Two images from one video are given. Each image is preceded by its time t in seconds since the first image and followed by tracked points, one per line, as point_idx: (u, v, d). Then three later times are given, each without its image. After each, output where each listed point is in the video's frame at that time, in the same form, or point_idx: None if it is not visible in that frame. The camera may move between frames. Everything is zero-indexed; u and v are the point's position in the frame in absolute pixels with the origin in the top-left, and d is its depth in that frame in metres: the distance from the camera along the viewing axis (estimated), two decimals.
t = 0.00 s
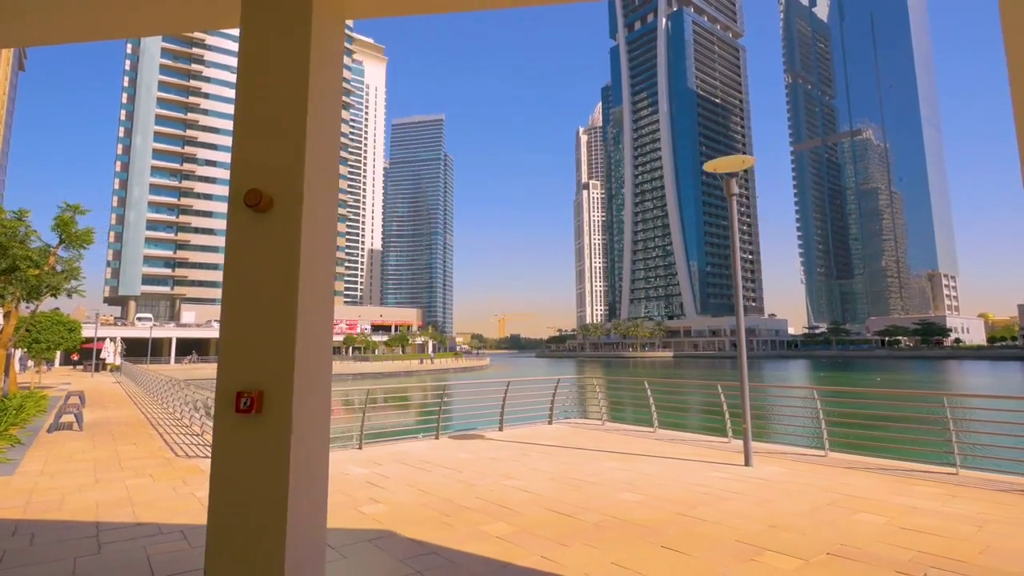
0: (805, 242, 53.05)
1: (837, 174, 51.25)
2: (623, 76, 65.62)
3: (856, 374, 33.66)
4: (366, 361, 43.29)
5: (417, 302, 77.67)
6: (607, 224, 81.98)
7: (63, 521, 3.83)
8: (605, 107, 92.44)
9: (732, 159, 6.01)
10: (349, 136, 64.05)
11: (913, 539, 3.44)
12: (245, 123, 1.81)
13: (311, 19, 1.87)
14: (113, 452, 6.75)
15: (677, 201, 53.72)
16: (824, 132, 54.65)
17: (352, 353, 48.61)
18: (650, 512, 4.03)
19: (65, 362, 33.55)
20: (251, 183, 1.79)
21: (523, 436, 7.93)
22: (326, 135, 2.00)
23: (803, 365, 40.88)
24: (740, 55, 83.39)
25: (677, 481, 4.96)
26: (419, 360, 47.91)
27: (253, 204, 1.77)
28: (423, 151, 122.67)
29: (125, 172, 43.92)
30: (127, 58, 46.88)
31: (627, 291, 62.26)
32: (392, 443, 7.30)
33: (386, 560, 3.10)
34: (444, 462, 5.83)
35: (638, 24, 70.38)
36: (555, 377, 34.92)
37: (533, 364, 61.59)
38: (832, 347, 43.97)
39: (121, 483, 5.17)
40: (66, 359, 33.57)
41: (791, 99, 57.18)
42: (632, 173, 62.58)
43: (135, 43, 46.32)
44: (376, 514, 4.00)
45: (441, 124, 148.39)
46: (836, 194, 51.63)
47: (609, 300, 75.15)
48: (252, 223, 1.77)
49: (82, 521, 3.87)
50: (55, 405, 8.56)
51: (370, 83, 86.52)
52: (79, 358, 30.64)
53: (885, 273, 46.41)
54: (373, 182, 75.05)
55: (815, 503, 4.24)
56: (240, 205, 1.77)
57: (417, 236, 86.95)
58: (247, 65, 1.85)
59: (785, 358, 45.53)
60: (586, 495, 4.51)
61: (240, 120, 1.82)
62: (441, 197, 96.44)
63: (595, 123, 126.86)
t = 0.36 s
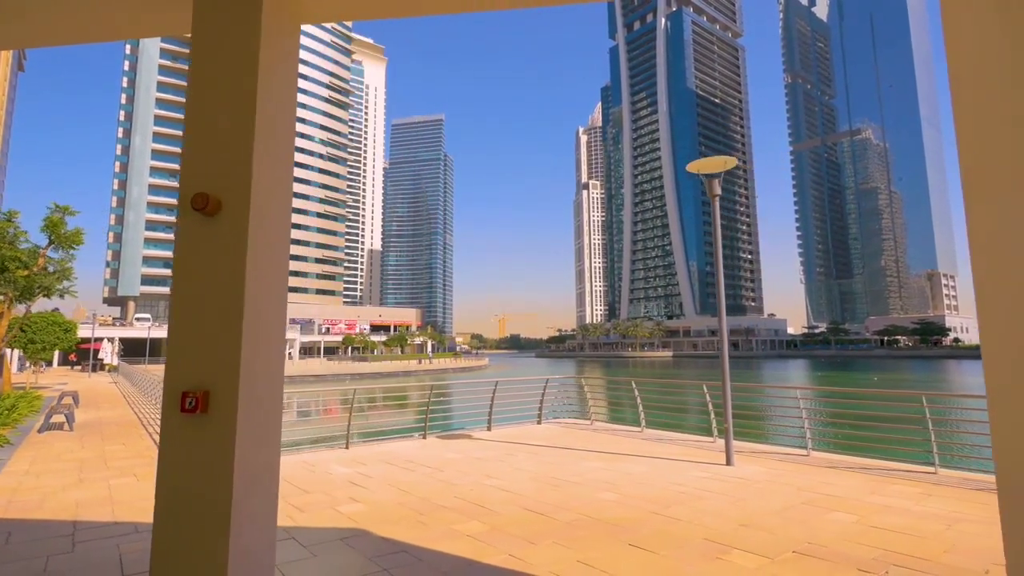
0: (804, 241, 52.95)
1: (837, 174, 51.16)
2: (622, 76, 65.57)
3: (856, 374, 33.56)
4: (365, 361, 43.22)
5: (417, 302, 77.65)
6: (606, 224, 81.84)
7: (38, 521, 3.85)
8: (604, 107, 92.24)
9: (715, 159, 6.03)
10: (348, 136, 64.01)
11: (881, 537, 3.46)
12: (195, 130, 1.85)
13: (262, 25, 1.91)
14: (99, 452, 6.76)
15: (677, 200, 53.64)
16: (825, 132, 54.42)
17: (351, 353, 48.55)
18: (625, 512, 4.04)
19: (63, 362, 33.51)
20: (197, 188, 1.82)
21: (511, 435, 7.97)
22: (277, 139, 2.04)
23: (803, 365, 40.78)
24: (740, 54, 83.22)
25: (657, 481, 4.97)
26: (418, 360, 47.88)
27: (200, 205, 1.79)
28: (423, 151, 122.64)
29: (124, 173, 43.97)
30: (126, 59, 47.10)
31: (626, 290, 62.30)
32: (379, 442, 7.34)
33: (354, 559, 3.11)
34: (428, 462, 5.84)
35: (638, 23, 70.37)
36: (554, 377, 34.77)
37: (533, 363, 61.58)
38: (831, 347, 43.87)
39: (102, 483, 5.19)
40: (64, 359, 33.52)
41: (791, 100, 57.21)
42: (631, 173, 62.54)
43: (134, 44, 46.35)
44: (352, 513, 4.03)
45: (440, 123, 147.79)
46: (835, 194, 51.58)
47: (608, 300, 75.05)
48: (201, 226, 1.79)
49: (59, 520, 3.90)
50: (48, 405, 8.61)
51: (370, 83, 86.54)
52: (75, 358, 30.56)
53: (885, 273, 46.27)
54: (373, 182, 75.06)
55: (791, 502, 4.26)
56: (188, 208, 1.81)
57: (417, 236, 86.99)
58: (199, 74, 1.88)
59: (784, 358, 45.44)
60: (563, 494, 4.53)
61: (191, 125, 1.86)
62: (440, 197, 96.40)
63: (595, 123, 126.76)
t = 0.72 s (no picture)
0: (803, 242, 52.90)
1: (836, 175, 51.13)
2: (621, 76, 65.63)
3: (853, 374, 33.52)
4: (363, 361, 43.19)
5: (416, 302, 77.72)
6: (605, 224, 81.81)
7: (15, 519, 3.87)
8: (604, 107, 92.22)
9: (699, 161, 6.05)
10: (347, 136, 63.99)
11: (851, 537, 3.48)
12: (151, 132, 1.87)
13: (218, 28, 1.93)
14: (85, 451, 6.77)
15: (676, 201, 53.66)
16: (824, 133, 54.35)
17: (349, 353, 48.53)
18: (600, 511, 4.06)
19: (60, 361, 33.52)
20: (151, 189, 1.84)
21: (498, 435, 7.99)
22: (235, 136, 2.08)
23: (801, 365, 40.69)
24: (740, 56, 83.16)
25: (636, 481, 5.00)
26: (416, 360, 47.84)
27: (152, 207, 1.81)
28: (423, 151, 122.64)
29: (122, 172, 43.96)
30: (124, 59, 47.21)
31: (625, 290, 62.50)
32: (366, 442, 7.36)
33: (325, 556, 3.15)
34: (411, 462, 5.86)
35: (637, 24, 70.40)
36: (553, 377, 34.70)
37: (531, 363, 61.55)
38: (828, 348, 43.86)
39: (85, 481, 5.21)
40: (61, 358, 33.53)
41: (790, 100, 57.17)
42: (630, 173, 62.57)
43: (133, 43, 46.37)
44: (329, 512, 4.06)
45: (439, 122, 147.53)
46: (834, 195, 51.53)
47: (607, 300, 75.02)
48: (154, 228, 1.82)
49: (38, 518, 3.93)
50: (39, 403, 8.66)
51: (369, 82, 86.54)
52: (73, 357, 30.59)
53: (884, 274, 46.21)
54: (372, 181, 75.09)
55: (766, 501, 4.29)
56: (141, 208, 1.82)
57: (416, 235, 87.04)
58: (154, 77, 1.90)
59: (782, 359, 45.40)
60: (542, 493, 4.55)
61: (146, 126, 1.88)
62: (440, 196, 96.43)
63: (595, 124, 126.72)
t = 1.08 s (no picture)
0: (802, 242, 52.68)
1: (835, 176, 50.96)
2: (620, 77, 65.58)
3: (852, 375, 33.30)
4: (360, 360, 43.06)
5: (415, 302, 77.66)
6: (604, 224, 81.72)
7: None
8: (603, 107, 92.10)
9: (678, 162, 6.09)
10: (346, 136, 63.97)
11: (814, 535, 3.52)
12: (99, 132, 1.92)
13: (166, 38, 1.99)
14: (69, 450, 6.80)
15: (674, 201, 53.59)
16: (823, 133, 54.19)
17: (347, 353, 48.42)
18: (570, 509, 4.10)
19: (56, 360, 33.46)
20: (97, 190, 1.89)
21: (483, 435, 8.01)
22: (184, 141, 2.13)
23: (799, 366, 40.42)
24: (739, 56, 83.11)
25: (612, 480, 5.04)
26: (413, 360, 47.69)
27: (97, 209, 1.86)
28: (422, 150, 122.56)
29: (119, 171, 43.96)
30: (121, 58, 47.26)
31: (623, 291, 62.64)
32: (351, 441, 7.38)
33: (290, 552, 3.19)
34: (392, 460, 5.89)
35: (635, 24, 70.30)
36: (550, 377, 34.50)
37: (529, 364, 61.38)
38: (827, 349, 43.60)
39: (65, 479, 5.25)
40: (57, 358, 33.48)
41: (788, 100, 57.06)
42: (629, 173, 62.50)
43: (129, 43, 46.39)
44: (302, 509, 4.11)
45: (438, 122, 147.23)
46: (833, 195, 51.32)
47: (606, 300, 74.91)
48: (100, 229, 1.87)
49: (13, 514, 3.97)
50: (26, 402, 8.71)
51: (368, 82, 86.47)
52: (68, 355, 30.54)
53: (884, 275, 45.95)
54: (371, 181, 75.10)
55: (736, 499, 4.33)
56: (87, 210, 1.87)
57: (415, 235, 86.99)
58: (102, 80, 1.95)
59: (780, 360, 45.15)
60: (516, 492, 4.59)
61: (95, 130, 1.92)
62: (439, 196, 96.37)
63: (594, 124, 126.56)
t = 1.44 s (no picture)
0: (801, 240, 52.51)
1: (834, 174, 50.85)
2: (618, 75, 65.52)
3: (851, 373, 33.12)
4: (357, 359, 42.97)
5: (414, 301, 77.61)
6: (603, 222, 81.73)
7: None
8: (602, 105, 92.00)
9: (659, 163, 6.14)
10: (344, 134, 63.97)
11: (781, 532, 3.58)
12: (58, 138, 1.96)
13: (123, 42, 2.02)
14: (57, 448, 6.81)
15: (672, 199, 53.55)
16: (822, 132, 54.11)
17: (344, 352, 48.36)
18: (545, 507, 4.14)
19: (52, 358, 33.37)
20: (56, 194, 1.93)
21: (470, 434, 8.04)
22: (148, 144, 2.19)
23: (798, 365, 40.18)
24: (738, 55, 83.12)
25: (591, 478, 5.07)
26: (410, 359, 47.60)
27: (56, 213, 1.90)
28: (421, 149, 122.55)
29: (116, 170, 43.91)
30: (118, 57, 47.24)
31: (622, 290, 62.81)
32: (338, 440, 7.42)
33: (262, 549, 3.23)
34: (376, 459, 5.93)
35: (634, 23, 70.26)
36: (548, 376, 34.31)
37: (528, 363, 61.25)
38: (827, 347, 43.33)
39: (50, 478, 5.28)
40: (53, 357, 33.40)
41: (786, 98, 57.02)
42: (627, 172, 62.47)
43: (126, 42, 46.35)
44: (281, 506, 4.15)
45: (436, 120, 147.30)
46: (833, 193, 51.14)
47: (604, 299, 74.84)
48: (59, 231, 1.91)
49: None
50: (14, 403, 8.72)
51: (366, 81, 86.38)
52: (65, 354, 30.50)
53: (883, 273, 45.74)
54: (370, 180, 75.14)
55: (710, 497, 4.37)
56: (46, 213, 1.91)
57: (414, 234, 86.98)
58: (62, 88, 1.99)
59: (780, 358, 44.90)
60: (494, 489, 4.63)
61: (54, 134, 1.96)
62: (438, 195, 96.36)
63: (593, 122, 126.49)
